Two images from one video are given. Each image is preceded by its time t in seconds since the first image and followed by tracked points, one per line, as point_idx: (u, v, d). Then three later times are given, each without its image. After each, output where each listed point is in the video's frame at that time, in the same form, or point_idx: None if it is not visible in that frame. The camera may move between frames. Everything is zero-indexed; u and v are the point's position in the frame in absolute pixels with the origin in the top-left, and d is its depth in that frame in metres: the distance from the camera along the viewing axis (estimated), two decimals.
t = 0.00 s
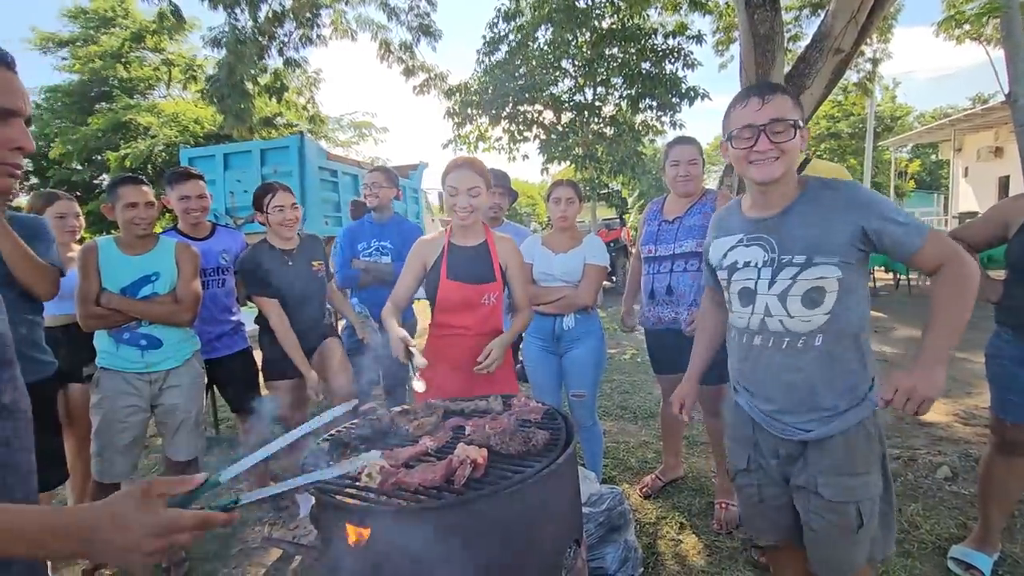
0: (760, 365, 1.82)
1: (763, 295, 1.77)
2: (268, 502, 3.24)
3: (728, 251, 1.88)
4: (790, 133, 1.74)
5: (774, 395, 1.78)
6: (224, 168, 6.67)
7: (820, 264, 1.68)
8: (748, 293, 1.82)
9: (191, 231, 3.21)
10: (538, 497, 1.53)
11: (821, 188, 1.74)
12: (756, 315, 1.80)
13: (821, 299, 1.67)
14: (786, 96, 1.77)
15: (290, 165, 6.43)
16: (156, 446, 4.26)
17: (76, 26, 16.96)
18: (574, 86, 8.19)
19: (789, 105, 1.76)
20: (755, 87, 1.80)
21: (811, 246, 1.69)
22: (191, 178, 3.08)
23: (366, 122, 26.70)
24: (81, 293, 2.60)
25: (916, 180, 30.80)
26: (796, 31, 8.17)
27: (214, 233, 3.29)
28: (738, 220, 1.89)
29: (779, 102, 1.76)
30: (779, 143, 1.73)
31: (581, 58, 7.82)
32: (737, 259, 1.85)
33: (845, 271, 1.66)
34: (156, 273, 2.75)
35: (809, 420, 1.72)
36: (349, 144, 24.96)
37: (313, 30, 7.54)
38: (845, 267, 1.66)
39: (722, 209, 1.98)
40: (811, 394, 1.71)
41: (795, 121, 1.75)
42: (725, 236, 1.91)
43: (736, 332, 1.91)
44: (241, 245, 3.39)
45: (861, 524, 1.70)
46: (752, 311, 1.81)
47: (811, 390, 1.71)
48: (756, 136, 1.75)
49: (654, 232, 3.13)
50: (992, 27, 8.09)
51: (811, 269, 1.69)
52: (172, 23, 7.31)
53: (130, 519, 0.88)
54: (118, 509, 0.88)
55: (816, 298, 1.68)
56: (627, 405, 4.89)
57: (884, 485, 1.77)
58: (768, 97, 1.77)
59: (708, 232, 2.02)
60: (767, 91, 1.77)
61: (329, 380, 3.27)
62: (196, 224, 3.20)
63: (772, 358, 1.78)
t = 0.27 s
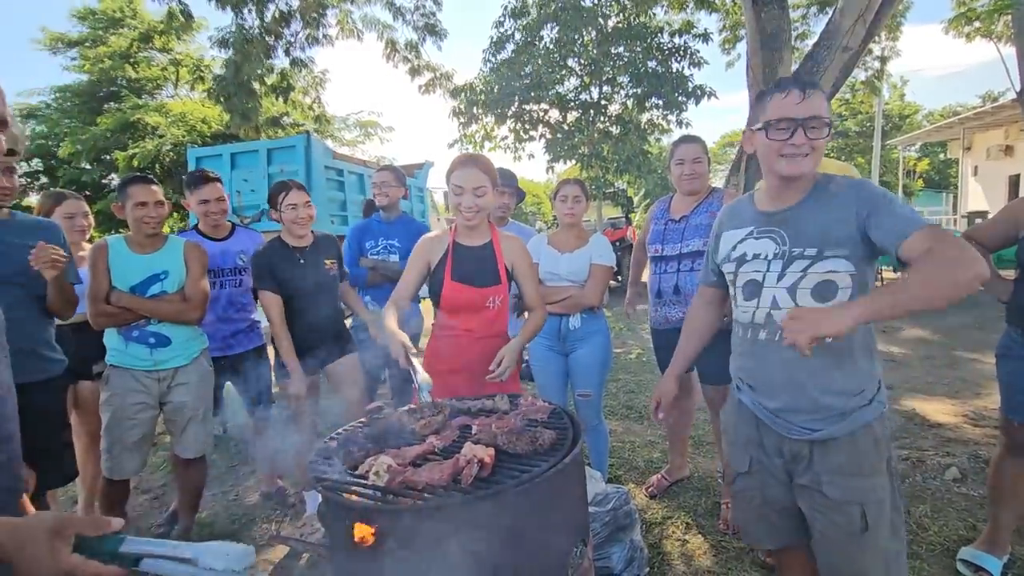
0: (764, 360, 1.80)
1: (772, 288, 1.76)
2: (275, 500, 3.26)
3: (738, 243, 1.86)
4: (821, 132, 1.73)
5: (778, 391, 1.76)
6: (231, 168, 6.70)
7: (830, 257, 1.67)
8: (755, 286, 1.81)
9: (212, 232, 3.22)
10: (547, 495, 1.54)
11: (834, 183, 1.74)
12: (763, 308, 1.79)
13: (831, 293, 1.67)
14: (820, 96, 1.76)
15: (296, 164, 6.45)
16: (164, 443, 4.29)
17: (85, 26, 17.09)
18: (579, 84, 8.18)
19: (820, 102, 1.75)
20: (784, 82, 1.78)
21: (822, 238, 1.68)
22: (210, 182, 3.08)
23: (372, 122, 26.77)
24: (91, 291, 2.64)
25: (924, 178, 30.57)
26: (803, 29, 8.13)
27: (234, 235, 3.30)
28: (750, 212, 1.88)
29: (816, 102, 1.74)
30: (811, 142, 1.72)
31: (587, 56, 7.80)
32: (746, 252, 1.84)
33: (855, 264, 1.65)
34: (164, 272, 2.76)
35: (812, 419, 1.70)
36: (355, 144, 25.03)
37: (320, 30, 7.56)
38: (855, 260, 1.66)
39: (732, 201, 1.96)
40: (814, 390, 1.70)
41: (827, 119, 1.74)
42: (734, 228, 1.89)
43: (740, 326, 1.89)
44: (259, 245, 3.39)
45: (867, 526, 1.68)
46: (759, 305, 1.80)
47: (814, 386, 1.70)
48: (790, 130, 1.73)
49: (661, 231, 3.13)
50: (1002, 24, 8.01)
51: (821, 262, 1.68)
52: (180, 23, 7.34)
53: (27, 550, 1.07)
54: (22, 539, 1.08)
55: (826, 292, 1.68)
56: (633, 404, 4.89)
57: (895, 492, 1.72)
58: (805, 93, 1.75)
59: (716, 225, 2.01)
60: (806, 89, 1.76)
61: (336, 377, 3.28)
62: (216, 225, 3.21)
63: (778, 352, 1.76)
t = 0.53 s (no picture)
0: (771, 354, 1.75)
1: (779, 279, 1.74)
2: (281, 497, 3.27)
3: (745, 237, 1.84)
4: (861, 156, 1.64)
5: (784, 383, 1.72)
6: (238, 168, 6.73)
7: (827, 238, 1.67)
8: (762, 279, 1.78)
9: (220, 231, 3.23)
10: (553, 492, 1.54)
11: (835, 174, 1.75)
12: (770, 300, 1.76)
13: (833, 277, 1.64)
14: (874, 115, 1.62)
15: (303, 163, 6.47)
16: (171, 441, 4.32)
17: (93, 26, 17.20)
18: (585, 84, 8.17)
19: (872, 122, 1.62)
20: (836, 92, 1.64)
21: (824, 223, 1.68)
22: (224, 181, 3.11)
23: (377, 121, 26.83)
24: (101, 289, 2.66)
25: (932, 177, 30.38)
26: (810, 28, 8.09)
27: (242, 233, 3.32)
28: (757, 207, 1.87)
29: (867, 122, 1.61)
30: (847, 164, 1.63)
31: (592, 56, 7.80)
32: (755, 245, 1.81)
33: (854, 247, 1.65)
34: (173, 270, 2.79)
35: (820, 410, 1.65)
36: (361, 143, 25.08)
37: (326, 30, 7.58)
38: (854, 243, 1.65)
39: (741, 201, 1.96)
40: (821, 379, 1.66)
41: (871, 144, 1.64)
42: (741, 222, 1.87)
43: (745, 321, 1.85)
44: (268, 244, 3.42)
45: (872, 528, 1.63)
46: (766, 297, 1.77)
47: (820, 374, 1.66)
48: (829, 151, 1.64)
49: (667, 230, 3.12)
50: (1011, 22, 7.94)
51: (819, 245, 1.68)
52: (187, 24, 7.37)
53: (20, 518, 1.12)
54: (13, 509, 1.12)
55: (827, 273, 1.65)
56: (638, 404, 4.88)
57: (899, 492, 1.68)
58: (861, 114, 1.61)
59: (720, 222, 1.99)
60: (864, 107, 1.61)
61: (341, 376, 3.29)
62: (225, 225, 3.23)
63: (785, 345, 1.72)
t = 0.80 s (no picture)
0: (775, 353, 1.75)
1: (780, 277, 1.73)
2: (286, 495, 3.29)
3: (749, 238, 1.84)
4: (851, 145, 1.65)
5: (788, 382, 1.72)
6: (243, 167, 6.75)
7: (820, 233, 1.67)
8: (766, 278, 1.77)
9: (218, 229, 3.27)
10: (559, 492, 1.54)
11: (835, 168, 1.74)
12: (772, 299, 1.75)
13: (831, 270, 1.63)
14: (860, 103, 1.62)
15: (308, 163, 6.49)
16: (177, 439, 4.34)
17: (100, 27, 17.29)
18: (590, 83, 8.16)
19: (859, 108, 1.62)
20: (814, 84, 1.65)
21: (820, 216, 1.67)
22: (225, 178, 3.14)
23: (382, 121, 26.88)
24: (106, 287, 2.69)
25: (939, 177, 30.21)
26: (816, 27, 8.06)
27: (241, 231, 3.38)
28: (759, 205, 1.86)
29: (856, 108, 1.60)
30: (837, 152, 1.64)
31: (597, 55, 7.80)
32: (757, 245, 1.81)
33: (850, 239, 1.63)
34: (179, 269, 2.80)
35: (824, 408, 1.65)
36: (366, 143, 25.11)
37: (331, 30, 7.60)
38: (851, 235, 1.64)
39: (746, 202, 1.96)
40: (823, 376, 1.65)
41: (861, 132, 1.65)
42: (746, 224, 1.87)
43: (750, 321, 1.85)
44: (267, 245, 3.49)
45: (881, 531, 1.62)
46: (769, 296, 1.76)
47: (821, 369, 1.65)
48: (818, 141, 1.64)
49: (672, 229, 3.12)
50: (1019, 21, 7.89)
51: (814, 240, 1.67)
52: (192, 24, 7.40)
53: (9, 498, 1.13)
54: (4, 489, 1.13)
55: (826, 267, 1.64)
56: (643, 403, 4.88)
57: (906, 493, 1.67)
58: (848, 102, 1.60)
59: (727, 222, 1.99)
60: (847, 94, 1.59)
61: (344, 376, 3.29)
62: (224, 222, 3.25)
63: (788, 344, 1.71)
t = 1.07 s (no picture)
0: (775, 356, 1.75)
1: (779, 282, 1.73)
2: (289, 495, 3.30)
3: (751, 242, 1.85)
4: (825, 130, 1.67)
5: (786, 385, 1.72)
6: (247, 168, 6.78)
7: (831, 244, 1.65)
8: (765, 281, 1.78)
9: (217, 229, 3.27)
10: (562, 492, 1.54)
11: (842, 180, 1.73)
12: (772, 303, 1.76)
13: (836, 282, 1.63)
14: (823, 92, 1.69)
15: (311, 164, 6.50)
16: (181, 438, 4.36)
17: (105, 28, 17.37)
18: (593, 84, 8.16)
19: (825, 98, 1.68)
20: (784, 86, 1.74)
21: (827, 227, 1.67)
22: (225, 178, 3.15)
23: (385, 122, 26.92)
24: (110, 288, 2.72)
25: (944, 178, 30.08)
26: (820, 27, 8.04)
27: (242, 232, 3.38)
28: (762, 213, 1.88)
29: (818, 96, 1.68)
30: (811, 139, 1.67)
31: (601, 56, 7.80)
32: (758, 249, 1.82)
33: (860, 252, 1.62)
34: (182, 269, 2.81)
35: (823, 412, 1.64)
36: (369, 143, 25.14)
37: (334, 31, 7.62)
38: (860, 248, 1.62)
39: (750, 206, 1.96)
40: (823, 383, 1.65)
41: (831, 117, 1.68)
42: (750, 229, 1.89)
43: (753, 324, 1.85)
44: (266, 247, 3.53)
45: (880, 534, 1.61)
46: (768, 300, 1.77)
47: (821, 376, 1.65)
48: (788, 131, 1.69)
49: (674, 229, 3.12)
50: None
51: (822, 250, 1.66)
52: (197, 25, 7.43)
53: (19, 498, 1.14)
54: (12, 489, 1.14)
55: (831, 279, 1.64)
56: (646, 404, 4.87)
57: (907, 495, 1.67)
58: (804, 93, 1.69)
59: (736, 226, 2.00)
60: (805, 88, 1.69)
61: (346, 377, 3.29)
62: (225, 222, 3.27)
63: (788, 348, 1.72)
